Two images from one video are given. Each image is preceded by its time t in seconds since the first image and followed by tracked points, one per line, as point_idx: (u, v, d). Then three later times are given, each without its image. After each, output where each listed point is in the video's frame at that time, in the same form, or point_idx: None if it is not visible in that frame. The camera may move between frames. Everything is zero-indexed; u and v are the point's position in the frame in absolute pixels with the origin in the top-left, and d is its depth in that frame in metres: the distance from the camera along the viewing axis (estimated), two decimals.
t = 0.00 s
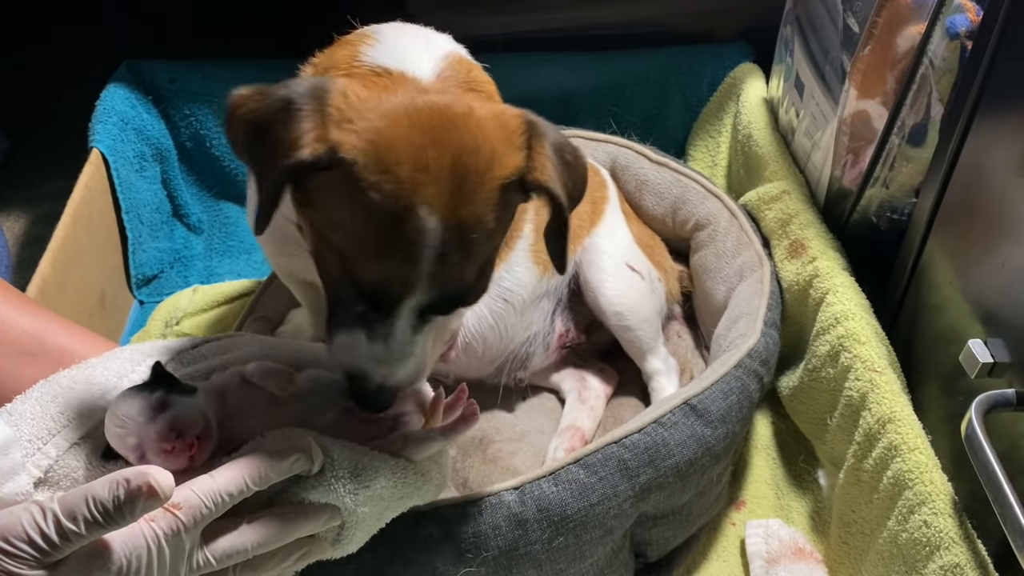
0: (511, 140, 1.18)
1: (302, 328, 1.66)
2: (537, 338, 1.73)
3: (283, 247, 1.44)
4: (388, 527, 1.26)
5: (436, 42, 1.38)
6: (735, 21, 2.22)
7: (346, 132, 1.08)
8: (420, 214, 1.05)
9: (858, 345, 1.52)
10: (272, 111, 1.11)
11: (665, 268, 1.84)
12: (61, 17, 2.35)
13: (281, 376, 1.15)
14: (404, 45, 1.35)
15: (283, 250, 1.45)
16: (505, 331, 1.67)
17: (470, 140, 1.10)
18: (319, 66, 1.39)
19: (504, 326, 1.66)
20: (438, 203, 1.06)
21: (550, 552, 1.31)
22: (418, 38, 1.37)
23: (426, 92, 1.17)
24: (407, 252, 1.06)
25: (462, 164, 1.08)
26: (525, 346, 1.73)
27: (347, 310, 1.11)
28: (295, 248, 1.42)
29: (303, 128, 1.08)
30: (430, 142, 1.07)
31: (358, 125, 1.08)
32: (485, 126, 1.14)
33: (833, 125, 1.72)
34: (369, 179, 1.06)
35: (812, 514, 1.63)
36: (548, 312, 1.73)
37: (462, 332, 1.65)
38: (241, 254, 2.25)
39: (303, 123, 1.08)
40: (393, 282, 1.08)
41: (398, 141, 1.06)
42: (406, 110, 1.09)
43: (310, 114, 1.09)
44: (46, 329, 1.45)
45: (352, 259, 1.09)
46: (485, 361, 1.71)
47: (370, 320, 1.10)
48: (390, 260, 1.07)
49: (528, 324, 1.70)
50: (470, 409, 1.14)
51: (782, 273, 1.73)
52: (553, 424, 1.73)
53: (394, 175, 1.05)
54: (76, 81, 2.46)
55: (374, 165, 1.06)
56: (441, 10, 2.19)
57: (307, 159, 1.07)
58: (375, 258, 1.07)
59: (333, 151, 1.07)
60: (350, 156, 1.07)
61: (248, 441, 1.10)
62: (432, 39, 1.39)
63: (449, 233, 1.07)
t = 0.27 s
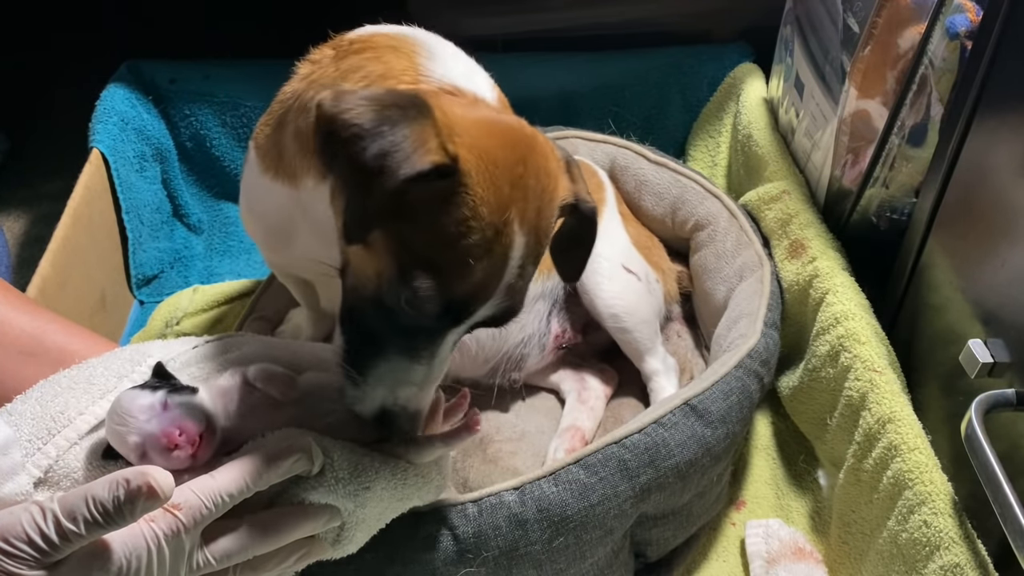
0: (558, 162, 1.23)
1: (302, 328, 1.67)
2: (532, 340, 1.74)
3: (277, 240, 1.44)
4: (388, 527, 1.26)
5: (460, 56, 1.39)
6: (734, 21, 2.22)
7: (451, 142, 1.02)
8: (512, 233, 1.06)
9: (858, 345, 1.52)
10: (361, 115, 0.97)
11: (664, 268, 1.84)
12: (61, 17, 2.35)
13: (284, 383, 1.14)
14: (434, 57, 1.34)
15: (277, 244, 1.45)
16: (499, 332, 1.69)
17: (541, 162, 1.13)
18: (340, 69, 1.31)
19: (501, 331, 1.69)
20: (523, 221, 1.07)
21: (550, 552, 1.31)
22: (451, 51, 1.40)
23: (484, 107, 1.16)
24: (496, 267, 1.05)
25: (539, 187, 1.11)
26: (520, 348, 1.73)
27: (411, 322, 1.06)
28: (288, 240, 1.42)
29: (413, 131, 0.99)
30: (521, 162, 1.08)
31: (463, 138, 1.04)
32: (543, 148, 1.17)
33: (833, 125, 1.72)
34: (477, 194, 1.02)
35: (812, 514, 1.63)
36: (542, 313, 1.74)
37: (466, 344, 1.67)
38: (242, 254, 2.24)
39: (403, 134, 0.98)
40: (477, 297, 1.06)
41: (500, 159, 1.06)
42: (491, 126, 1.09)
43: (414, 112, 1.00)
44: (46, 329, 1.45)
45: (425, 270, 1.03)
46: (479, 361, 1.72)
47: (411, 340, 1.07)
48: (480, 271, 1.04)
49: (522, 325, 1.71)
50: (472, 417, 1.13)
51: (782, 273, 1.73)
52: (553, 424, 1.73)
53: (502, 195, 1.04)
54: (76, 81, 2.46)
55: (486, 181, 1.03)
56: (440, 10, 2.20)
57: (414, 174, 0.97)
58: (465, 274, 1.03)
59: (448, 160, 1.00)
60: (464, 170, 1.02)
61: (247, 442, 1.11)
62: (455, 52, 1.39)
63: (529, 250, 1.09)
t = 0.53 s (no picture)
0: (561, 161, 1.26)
1: (302, 328, 1.67)
2: (530, 336, 1.74)
3: (275, 232, 1.45)
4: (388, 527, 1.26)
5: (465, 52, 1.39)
6: (734, 21, 2.22)
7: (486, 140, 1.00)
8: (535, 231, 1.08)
9: (858, 345, 1.52)
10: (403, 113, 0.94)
11: (662, 267, 1.83)
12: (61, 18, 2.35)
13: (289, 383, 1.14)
14: (447, 50, 1.32)
15: (275, 236, 1.46)
16: (496, 330, 1.68)
17: (553, 162, 1.16)
18: (350, 58, 1.28)
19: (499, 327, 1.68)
20: (544, 220, 1.10)
21: (550, 552, 1.31)
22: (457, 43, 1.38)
23: (498, 106, 1.16)
24: (522, 263, 1.07)
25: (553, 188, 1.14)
26: (519, 344, 1.73)
27: (433, 318, 1.07)
28: (286, 230, 1.43)
29: (454, 128, 0.96)
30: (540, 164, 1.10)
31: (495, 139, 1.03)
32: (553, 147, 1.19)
33: (832, 125, 1.72)
34: (509, 192, 1.03)
35: (812, 514, 1.63)
36: (540, 311, 1.74)
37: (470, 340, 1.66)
38: (241, 254, 2.24)
39: (443, 137, 0.94)
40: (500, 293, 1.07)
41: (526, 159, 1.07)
42: (513, 125, 1.09)
43: (456, 111, 0.98)
44: (46, 329, 1.45)
45: (456, 266, 1.03)
46: (477, 359, 1.72)
47: (427, 340, 1.08)
48: (509, 267, 1.06)
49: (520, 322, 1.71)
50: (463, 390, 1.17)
51: (782, 273, 1.73)
52: (553, 424, 1.73)
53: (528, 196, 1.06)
54: (76, 81, 2.46)
55: (517, 179, 1.04)
56: (441, 10, 2.20)
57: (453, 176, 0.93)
58: (497, 269, 1.04)
59: (489, 157, 0.98)
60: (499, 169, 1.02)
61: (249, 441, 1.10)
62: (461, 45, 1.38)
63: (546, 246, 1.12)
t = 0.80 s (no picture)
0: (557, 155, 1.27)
1: (302, 328, 1.66)
2: (527, 340, 1.73)
3: (272, 229, 1.45)
4: (388, 527, 1.26)
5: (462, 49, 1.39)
6: (734, 21, 2.22)
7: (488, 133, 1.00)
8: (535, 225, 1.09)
9: (858, 345, 1.52)
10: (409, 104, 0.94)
11: (661, 268, 1.82)
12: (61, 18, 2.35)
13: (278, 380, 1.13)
14: (444, 46, 1.31)
15: (272, 233, 1.46)
16: (495, 331, 1.67)
17: (552, 157, 1.16)
18: (348, 54, 1.28)
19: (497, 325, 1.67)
20: (543, 213, 1.11)
21: (550, 552, 1.31)
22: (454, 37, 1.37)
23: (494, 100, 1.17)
24: (522, 258, 1.08)
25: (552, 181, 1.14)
26: (515, 347, 1.72)
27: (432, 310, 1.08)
28: (282, 225, 1.43)
29: (457, 119, 0.96)
30: (538, 156, 1.10)
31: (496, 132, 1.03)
32: (550, 141, 1.20)
33: (833, 125, 1.72)
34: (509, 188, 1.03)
35: (812, 514, 1.63)
36: (538, 313, 1.73)
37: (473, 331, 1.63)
38: (241, 254, 2.24)
39: (448, 129, 0.94)
40: (497, 286, 1.08)
41: (524, 150, 1.07)
42: (512, 119, 1.10)
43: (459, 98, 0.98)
44: (46, 329, 1.45)
45: (458, 261, 1.04)
46: (474, 361, 1.71)
47: (427, 332, 1.10)
48: (509, 261, 1.07)
49: (517, 324, 1.70)
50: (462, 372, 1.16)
51: (782, 273, 1.73)
52: (553, 424, 1.73)
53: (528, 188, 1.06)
54: (76, 81, 2.46)
55: (517, 173, 1.04)
56: (441, 10, 2.20)
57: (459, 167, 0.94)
58: (498, 263, 1.06)
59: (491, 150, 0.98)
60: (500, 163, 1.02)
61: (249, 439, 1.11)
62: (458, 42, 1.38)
63: (545, 241, 1.13)
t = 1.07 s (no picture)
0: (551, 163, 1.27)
1: (302, 328, 1.66)
2: (527, 341, 1.73)
3: (267, 232, 1.45)
4: (388, 527, 1.26)
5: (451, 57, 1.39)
6: (734, 21, 2.22)
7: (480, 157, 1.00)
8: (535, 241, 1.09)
9: (858, 345, 1.52)
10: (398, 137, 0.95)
11: (662, 269, 1.83)
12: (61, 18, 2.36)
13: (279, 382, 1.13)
14: (434, 60, 1.31)
15: (267, 236, 1.46)
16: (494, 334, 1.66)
17: (547, 168, 1.16)
18: (335, 67, 1.27)
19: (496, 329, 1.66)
20: (541, 227, 1.10)
21: (550, 552, 1.31)
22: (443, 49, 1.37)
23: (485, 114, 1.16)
24: (525, 273, 1.08)
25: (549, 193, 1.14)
26: (515, 349, 1.72)
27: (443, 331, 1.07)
28: (276, 229, 1.43)
29: (449, 146, 0.96)
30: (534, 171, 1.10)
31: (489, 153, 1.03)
32: (543, 151, 1.19)
33: (832, 125, 1.72)
34: (506, 208, 1.03)
35: (812, 515, 1.63)
36: (537, 315, 1.73)
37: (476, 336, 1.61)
38: (241, 254, 2.24)
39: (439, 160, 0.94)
40: (503, 303, 1.08)
41: (519, 167, 1.07)
42: (505, 135, 1.10)
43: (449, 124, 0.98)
44: (46, 329, 1.45)
45: (460, 283, 1.04)
46: (474, 363, 1.69)
47: (439, 348, 1.08)
48: (512, 278, 1.06)
49: (516, 327, 1.70)
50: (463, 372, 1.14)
51: (782, 273, 1.73)
52: (553, 424, 1.73)
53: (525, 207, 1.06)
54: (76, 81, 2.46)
55: (513, 192, 1.04)
56: (441, 10, 2.20)
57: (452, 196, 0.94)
58: (502, 281, 1.05)
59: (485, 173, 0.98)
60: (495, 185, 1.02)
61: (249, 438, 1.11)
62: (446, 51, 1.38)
63: (544, 254, 1.13)
